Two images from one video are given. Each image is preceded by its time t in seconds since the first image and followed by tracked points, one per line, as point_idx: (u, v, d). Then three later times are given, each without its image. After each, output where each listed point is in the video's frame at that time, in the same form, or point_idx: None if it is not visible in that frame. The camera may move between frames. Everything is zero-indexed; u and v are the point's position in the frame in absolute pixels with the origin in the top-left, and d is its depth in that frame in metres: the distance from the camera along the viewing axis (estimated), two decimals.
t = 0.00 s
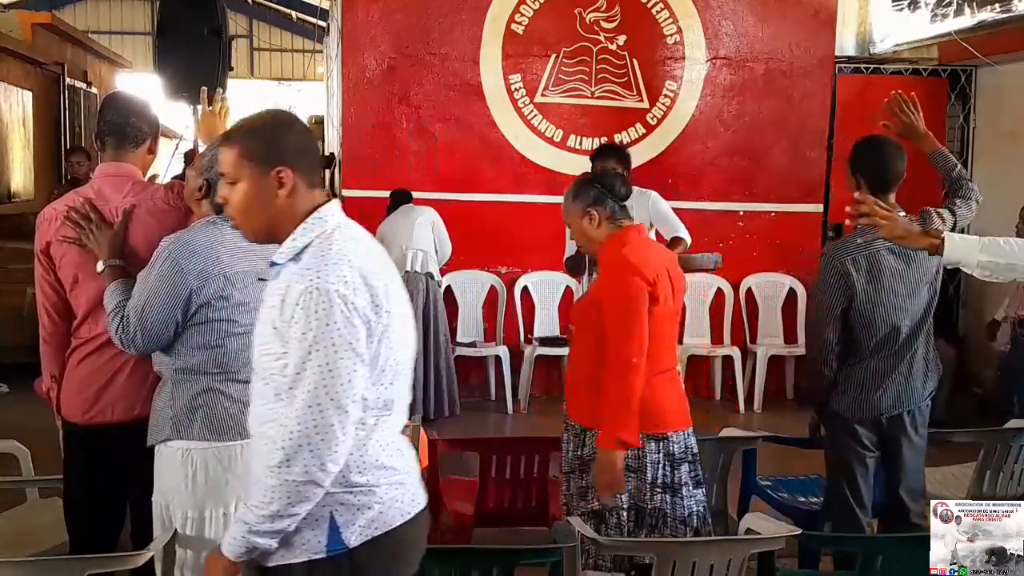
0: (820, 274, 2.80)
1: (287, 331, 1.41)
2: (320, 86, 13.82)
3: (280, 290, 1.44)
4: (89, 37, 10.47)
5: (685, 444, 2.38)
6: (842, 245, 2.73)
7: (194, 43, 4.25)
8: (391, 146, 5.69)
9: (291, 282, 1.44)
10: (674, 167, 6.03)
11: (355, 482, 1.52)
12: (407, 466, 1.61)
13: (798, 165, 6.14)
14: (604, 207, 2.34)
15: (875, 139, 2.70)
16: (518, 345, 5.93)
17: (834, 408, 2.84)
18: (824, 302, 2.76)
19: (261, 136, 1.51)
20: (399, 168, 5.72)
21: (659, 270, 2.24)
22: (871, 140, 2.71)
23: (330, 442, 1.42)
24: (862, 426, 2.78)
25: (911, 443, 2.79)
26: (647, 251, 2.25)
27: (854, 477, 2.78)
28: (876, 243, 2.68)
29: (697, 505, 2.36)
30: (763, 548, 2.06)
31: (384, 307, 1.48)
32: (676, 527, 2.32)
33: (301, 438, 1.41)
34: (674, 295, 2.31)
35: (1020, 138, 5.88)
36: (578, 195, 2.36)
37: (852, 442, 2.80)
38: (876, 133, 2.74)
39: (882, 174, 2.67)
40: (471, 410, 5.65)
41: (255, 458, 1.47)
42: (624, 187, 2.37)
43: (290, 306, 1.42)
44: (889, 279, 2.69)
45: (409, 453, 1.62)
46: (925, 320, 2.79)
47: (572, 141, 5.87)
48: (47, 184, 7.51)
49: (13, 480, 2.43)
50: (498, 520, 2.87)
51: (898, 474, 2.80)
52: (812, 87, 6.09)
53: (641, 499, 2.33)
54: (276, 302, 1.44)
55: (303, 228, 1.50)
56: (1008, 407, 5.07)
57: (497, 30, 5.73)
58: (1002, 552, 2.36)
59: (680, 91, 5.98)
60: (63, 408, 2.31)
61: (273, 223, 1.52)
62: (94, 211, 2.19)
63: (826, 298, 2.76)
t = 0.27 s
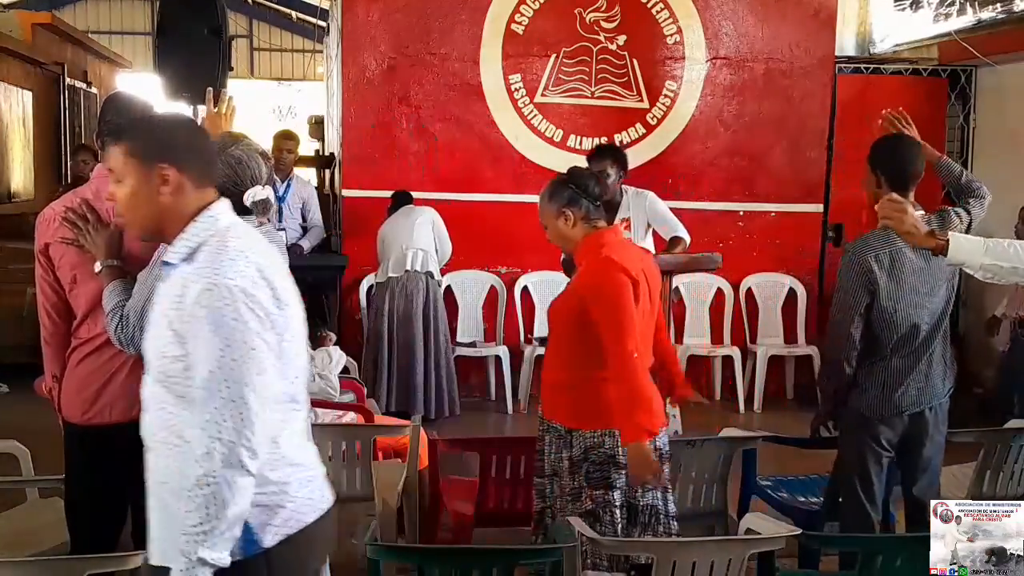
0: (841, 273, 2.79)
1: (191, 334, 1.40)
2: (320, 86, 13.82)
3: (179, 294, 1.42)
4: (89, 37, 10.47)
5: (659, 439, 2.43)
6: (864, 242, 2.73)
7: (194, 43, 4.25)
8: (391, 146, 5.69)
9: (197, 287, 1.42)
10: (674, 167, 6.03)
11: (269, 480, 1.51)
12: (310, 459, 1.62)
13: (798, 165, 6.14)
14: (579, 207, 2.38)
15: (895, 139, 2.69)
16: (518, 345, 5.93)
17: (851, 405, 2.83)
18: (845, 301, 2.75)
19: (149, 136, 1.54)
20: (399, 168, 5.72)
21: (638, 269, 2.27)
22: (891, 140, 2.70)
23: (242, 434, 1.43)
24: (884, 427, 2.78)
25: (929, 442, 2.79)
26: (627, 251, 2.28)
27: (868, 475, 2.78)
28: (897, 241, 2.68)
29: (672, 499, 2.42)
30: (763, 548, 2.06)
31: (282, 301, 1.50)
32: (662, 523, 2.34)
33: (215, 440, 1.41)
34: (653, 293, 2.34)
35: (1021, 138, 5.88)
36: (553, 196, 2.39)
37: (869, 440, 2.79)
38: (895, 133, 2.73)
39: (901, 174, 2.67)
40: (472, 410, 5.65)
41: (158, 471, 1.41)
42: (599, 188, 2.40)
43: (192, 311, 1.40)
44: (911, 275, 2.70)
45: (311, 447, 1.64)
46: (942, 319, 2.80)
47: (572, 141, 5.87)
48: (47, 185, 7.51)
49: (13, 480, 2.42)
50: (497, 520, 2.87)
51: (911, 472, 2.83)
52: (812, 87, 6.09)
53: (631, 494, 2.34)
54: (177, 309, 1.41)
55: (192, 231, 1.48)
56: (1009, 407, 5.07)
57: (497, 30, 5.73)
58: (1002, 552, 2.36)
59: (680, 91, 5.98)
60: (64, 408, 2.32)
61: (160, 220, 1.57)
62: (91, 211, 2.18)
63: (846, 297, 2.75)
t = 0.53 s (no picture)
0: (863, 274, 2.77)
1: (103, 314, 1.44)
2: (319, 86, 13.82)
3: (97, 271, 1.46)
4: (89, 37, 10.47)
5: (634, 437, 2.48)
6: (887, 243, 2.70)
7: (194, 44, 4.26)
8: (391, 146, 5.69)
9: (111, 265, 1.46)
10: (674, 167, 6.04)
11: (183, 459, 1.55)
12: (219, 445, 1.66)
13: (798, 165, 6.14)
14: (567, 202, 2.37)
15: (911, 141, 2.69)
16: (518, 346, 5.93)
17: (871, 405, 2.82)
18: (870, 300, 2.72)
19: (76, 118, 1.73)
20: (399, 168, 5.72)
21: (615, 271, 2.31)
22: (908, 142, 2.70)
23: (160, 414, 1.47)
24: (902, 428, 2.76)
25: (945, 442, 2.80)
26: (607, 252, 2.32)
27: (882, 476, 2.78)
28: (919, 241, 2.67)
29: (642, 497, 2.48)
30: (763, 548, 2.06)
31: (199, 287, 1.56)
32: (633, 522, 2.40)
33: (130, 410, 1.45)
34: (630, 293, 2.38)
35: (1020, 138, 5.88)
36: (545, 190, 2.40)
37: (889, 442, 2.78)
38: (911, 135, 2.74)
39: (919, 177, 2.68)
40: (471, 410, 5.66)
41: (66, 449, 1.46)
42: (591, 183, 2.39)
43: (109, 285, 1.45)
44: (933, 275, 2.69)
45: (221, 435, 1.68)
46: (959, 319, 2.80)
47: (572, 142, 5.87)
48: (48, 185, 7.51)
49: (13, 480, 2.42)
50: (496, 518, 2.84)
51: (927, 472, 2.84)
52: (812, 87, 6.09)
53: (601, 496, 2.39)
54: (93, 284, 1.46)
55: (112, 215, 1.51)
56: (1008, 407, 5.07)
57: (497, 30, 5.73)
58: (1002, 551, 2.37)
59: (680, 91, 5.98)
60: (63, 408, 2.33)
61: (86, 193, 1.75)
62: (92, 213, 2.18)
63: (871, 297, 2.72)
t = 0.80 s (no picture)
0: (872, 276, 2.73)
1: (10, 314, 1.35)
2: (320, 86, 13.83)
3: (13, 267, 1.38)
4: (89, 37, 10.47)
5: (610, 436, 2.46)
6: (896, 243, 2.69)
7: (194, 44, 4.25)
8: (391, 146, 5.69)
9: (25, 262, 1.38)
10: (674, 168, 6.04)
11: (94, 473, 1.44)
12: (139, 454, 1.56)
13: (798, 165, 6.14)
14: (555, 199, 2.36)
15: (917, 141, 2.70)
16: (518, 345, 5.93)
17: (876, 404, 2.81)
18: (881, 301, 2.69)
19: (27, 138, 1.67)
20: (399, 168, 5.72)
21: (592, 269, 2.31)
22: (915, 142, 2.70)
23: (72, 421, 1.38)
24: (914, 428, 2.75)
25: (947, 441, 2.80)
26: (589, 249, 2.32)
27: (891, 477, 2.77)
28: (927, 241, 2.67)
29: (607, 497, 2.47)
30: (764, 548, 2.06)
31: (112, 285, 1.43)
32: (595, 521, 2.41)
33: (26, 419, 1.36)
34: (612, 291, 2.37)
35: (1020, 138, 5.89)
36: (534, 188, 2.41)
37: (896, 442, 2.77)
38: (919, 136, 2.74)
39: (925, 177, 2.68)
40: (471, 410, 5.66)
41: None
42: (578, 181, 2.38)
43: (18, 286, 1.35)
44: (941, 275, 2.69)
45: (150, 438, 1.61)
46: (965, 318, 2.81)
47: (572, 141, 5.87)
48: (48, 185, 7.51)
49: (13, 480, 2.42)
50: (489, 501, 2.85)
51: (931, 471, 2.83)
52: (812, 86, 6.09)
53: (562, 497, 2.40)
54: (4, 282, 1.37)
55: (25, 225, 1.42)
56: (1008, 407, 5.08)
57: (497, 30, 5.73)
58: (1002, 552, 2.37)
59: (680, 91, 5.98)
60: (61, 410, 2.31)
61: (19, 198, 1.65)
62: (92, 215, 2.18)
63: (882, 297, 2.68)
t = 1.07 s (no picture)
0: (868, 274, 2.73)
1: None
2: (320, 86, 13.82)
3: None
4: (89, 37, 10.46)
5: (585, 434, 2.43)
6: (892, 243, 2.68)
7: (194, 44, 4.25)
8: (391, 146, 5.69)
9: None
10: (674, 168, 6.04)
11: None
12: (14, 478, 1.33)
13: (798, 165, 6.14)
14: (536, 198, 2.39)
15: (912, 140, 2.70)
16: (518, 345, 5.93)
17: (871, 403, 2.81)
18: (874, 300, 2.69)
19: None
20: (399, 168, 5.71)
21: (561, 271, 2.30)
22: (911, 140, 2.71)
23: None
24: (909, 427, 2.75)
25: (943, 441, 2.79)
26: (561, 248, 2.31)
27: (886, 476, 2.78)
28: (922, 241, 2.67)
29: (575, 497, 2.43)
30: (764, 548, 2.06)
31: None
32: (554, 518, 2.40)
33: None
34: (583, 290, 2.35)
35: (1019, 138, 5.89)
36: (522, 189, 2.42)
37: (892, 441, 2.77)
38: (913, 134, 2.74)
39: (920, 175, 2.67)
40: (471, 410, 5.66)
41: None
42: (558, 179, 2.38)
43: None
44: (936, 274, 2.69)
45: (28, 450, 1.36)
46: (962, 317, 2.80)
47: (572, 141, 5.87)
48: (48, 185, 7.51)
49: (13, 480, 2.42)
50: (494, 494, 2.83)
51: (926, 471, 2.82)
52: (812, 86, 6.09)
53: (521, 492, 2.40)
54: None
55: None
56: (1008, 407, 5.08)
57: (497, 30, 5.73)
58: (1002, 552, 2.37)
59: (680, 91, 5.98)
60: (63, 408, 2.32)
61: None
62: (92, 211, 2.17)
63: (875, 296, 2.68)
